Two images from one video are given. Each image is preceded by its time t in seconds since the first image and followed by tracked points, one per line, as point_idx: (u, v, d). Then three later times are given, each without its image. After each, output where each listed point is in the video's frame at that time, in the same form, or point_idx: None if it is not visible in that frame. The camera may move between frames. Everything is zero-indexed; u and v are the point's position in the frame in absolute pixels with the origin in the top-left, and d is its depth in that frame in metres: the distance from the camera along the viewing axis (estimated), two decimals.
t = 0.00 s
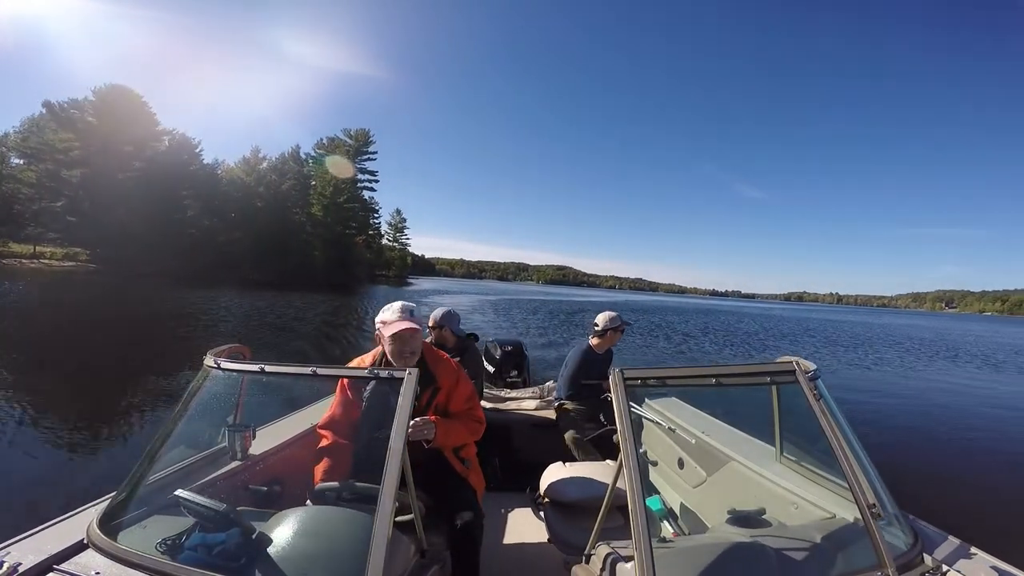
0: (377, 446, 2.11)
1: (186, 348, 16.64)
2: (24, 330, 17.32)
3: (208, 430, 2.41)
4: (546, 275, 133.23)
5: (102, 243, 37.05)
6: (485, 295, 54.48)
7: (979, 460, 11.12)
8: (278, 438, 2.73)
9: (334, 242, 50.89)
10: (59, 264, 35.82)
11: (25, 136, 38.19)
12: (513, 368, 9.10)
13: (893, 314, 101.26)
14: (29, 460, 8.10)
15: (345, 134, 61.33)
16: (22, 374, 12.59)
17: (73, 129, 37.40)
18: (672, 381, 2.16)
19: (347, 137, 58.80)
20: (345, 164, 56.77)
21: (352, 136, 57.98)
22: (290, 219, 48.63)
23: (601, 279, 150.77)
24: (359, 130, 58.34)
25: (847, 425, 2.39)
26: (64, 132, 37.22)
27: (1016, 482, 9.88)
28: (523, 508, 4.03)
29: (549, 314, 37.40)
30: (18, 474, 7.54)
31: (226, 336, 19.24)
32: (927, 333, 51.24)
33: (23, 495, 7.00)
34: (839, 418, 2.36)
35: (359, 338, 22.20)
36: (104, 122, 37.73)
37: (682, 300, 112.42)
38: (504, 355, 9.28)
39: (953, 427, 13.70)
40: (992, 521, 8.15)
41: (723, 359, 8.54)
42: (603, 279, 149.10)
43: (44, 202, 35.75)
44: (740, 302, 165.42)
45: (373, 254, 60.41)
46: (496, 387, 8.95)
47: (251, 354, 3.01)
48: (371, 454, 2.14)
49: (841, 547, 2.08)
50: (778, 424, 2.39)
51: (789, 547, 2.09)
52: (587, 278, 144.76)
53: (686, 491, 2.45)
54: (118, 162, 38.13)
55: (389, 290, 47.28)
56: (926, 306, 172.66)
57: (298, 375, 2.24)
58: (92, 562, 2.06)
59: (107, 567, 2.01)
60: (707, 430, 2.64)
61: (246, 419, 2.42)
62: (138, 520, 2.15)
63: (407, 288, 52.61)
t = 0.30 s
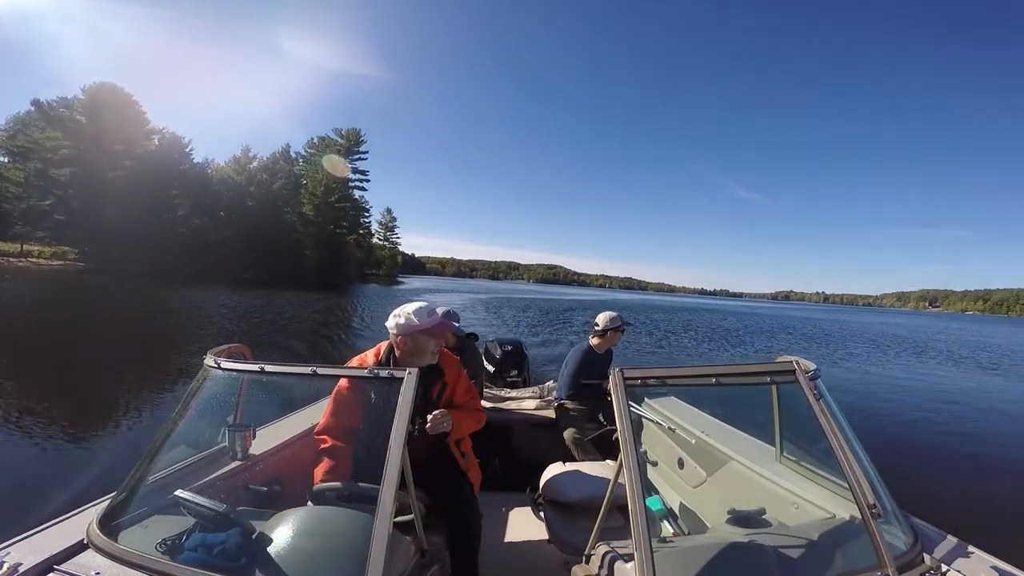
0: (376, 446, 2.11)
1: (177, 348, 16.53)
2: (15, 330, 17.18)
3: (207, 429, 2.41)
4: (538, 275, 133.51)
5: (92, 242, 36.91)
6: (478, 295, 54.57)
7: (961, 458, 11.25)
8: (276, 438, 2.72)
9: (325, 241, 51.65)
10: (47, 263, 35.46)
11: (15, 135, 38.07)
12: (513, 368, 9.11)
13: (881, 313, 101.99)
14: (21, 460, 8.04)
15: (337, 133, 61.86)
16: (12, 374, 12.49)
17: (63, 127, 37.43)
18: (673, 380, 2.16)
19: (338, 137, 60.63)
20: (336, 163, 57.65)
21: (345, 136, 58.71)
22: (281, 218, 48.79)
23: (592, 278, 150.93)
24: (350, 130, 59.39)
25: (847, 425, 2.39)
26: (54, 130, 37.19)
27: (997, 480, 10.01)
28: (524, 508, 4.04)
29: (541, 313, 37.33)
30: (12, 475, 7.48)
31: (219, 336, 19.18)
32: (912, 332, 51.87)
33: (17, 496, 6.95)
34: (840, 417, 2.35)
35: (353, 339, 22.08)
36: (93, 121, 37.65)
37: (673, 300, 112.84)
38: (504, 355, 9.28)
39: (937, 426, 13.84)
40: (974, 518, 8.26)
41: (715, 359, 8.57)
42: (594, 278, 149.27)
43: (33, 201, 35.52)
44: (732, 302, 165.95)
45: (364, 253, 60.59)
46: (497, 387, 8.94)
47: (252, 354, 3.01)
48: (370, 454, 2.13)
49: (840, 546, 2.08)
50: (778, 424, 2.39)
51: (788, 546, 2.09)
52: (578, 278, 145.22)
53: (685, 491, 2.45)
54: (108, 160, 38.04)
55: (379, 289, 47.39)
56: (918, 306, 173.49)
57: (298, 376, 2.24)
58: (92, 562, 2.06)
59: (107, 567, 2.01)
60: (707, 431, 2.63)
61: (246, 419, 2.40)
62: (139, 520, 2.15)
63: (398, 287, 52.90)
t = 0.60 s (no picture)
0: (379, 446, 2.11)
1: (166, 348, 16.45)
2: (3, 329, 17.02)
3: (207, 429, 2.40)
4: (528, 275, 134.10)
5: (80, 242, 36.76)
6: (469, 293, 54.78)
7: (946, 455, 11.39)
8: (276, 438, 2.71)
9: (315, 240, 52.19)
10: (35, 262, 35.12)
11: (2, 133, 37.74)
12: (513, 368, 9.11)
13: (867, 312, 102.97)
14: (11, 462, 7.94)
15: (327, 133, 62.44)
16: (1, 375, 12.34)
17: (51, 125, 37.65)
18: (672, 380, 2.16)
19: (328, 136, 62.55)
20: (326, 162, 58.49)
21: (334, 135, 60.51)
22: (271, 217, 48.93)
23: (582, 277, 151.24)
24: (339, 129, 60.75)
25: (847, 424, 2.39)
26: (42, 128, 37.22)
27: (975, 474, 10.18)
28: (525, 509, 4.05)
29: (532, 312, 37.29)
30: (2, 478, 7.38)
31: (209, 335, 19.14)
32: (892, 331, 52.63)
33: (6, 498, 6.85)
34: (839, 417, 2.36)
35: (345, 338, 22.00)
36: (81, 120, 38.31)
37: (660, 299, 113.53)
38: (504, 355, 9.28)
39: (920, 424, 14.03)
40: (953, 510, 8.40)
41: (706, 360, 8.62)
42: (584, 277, 149.65)
43: (19, 199, 34.95)
44: (721, 301, 166.81)
45: (354, 252, 60.84)
46: (497, 387, 8.93)
47: (251, 355, 3.01)
48: (371, 454, 2.13)
49: (841, 544, 2.08)
50: (778, 424, 2.39)
51: (787, 545, 2.10)
52: (567, 277, 145.86)
53: (685, 491, 2.46)
54: (96, 160, 38.15)
55: (368, 288, 47.58)
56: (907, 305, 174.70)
57: (297, 376, 2.23)
58: (91, 562, 2.05)
59: (107, 567, 2.00)
60: (707, 430, 2.62)
61: (246, 419, 2.39)
62: (139, 519, 2.15)
63: (388, 286, 53.04)
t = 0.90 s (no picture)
0: (379, 445, 2.11)
1: (155, 350, 16.29)
2: None
3: (207, 429, 2.39)
4: (517, 274, 134.38)
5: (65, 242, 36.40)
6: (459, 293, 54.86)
7: (935, 452, 11.47)
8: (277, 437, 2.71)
9: (305, 240, 52.33)
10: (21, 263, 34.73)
11: None
12: (513, 368, 9.09)
13: (853, 312, 103.66)
14: None
15: (316, 133, 62.67)
16: None
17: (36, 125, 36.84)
18: (673, 380, 2.15)
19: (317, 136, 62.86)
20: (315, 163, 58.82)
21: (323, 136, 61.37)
22: (261, 217, 48.86)
23: (571, 276, 151.22)
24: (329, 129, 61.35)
25: (846, 424, 2.40)
26: (26, 128, 36.49)
27: (954, 469, 10.32)
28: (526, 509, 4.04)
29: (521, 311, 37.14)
30: None
31: (200, 337, 19.01)
32: (876, 330, 53.20)
33: None
34: (839, 417, 2.36)
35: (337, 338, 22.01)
36: (66, 118, 37.45)
37: (648, 299, 113.84)
38: (504, 355, 9.28)
39: (909, 422, 14.11)
40: (931, 505, 8.52)
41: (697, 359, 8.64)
42: (574, 276, 149.52)
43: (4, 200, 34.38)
44: (710, 301, 167.23)
45: (343, 251, 60.89)
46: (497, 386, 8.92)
47: (251, 356, 3.01)
48: (371, 454, 2.14)
49: (839, 542, 2.09)
50: (778, 423, 2.39)
51: (785, 544, 2.11)
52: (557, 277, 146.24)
53: (685, 490, 2.46)
54: (81, 159, 37.43)
55: (357, 288, 47.58)
56: (898, 304, 175.53)
57: (297, 376, 2.23)
58: (91, 562, 2.05)
59: (107, 567, 2.00)
60: (706, 430, 2.62)
61: (246, 419, 2.39)
62: (139, 520, 2.15)
63: (378, 286, 52.84)
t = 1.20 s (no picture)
0: (380, 446, 2.11)
1: (142, 351, 16.28)
2: None
3: (208, 429, 2.39)
4: (507, 273, 134.79)
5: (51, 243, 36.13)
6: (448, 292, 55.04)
7: (924, 447, 11.56)
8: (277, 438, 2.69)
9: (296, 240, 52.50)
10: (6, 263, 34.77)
11: None
12: (513, 368, 9.10)
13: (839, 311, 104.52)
14: None
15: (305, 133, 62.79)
16: None
17: (21, 125, 37.03)
18: (673, 380, 2.15)
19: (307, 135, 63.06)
20: (303, 163, 59.13)
21: (312, 135, 61.56)
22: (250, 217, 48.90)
23: (562, 276, 151.46)
24: (318, 129, 61.48)
25: (845, 423, 2.40)
26: (12, 129, 36.45)
27: (932, 461, 10.50)
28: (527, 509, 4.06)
29: (510, 309, 37.12)
30: None
31: (189, 338, 18.86)
32: (862, 327, 53.70)
33: None
34: (838, 416, 2.37)
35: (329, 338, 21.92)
36: (52, 119, 37.08)
37: (636, 298, 114.21)
38: (504, 355, 9.29)
39: (898, 418, 14.21)
40: (909, 495, 8.66)
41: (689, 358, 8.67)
42: (565, 276, 149.94)
43: None
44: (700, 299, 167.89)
45: (333, 251, 61.07)
46: (497, 386, 8.93)
47: (251, 356, 3.01)
48: (373, 455, 2.13)
49: (838, 541, 2.09)
50: (779, 423, 2.38)
51: (785, 542, 2.12)
52: (547, 276, 146.58)
53: (685, 490, 2.46)
54: (66, 160, 36.80)
55: (347, 288, 47.64)
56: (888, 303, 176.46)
57: (297, 376, 2.23)
58: (91, 563, 2.05)
59: (108, 567, 2.01)
60: (707, 432, 2.61)
61: (246, 419, 2.38)
62: (141, 519, 2.15)
63: (367, 286, 52.84)
